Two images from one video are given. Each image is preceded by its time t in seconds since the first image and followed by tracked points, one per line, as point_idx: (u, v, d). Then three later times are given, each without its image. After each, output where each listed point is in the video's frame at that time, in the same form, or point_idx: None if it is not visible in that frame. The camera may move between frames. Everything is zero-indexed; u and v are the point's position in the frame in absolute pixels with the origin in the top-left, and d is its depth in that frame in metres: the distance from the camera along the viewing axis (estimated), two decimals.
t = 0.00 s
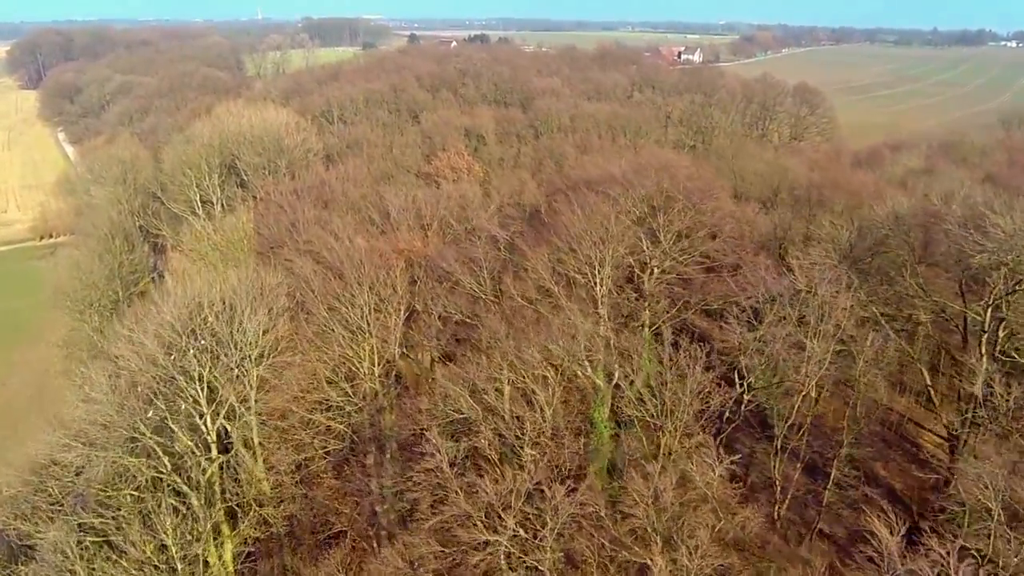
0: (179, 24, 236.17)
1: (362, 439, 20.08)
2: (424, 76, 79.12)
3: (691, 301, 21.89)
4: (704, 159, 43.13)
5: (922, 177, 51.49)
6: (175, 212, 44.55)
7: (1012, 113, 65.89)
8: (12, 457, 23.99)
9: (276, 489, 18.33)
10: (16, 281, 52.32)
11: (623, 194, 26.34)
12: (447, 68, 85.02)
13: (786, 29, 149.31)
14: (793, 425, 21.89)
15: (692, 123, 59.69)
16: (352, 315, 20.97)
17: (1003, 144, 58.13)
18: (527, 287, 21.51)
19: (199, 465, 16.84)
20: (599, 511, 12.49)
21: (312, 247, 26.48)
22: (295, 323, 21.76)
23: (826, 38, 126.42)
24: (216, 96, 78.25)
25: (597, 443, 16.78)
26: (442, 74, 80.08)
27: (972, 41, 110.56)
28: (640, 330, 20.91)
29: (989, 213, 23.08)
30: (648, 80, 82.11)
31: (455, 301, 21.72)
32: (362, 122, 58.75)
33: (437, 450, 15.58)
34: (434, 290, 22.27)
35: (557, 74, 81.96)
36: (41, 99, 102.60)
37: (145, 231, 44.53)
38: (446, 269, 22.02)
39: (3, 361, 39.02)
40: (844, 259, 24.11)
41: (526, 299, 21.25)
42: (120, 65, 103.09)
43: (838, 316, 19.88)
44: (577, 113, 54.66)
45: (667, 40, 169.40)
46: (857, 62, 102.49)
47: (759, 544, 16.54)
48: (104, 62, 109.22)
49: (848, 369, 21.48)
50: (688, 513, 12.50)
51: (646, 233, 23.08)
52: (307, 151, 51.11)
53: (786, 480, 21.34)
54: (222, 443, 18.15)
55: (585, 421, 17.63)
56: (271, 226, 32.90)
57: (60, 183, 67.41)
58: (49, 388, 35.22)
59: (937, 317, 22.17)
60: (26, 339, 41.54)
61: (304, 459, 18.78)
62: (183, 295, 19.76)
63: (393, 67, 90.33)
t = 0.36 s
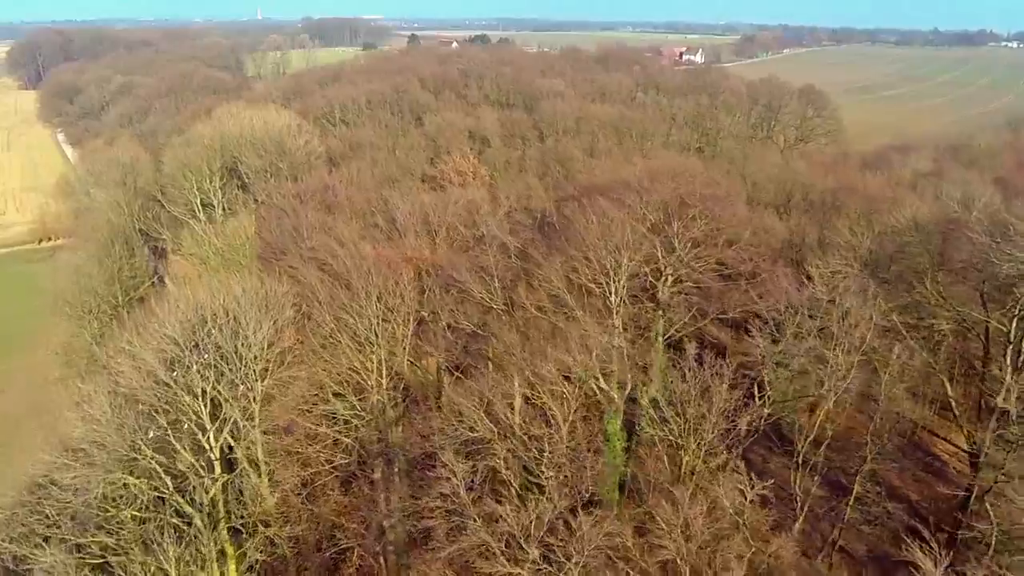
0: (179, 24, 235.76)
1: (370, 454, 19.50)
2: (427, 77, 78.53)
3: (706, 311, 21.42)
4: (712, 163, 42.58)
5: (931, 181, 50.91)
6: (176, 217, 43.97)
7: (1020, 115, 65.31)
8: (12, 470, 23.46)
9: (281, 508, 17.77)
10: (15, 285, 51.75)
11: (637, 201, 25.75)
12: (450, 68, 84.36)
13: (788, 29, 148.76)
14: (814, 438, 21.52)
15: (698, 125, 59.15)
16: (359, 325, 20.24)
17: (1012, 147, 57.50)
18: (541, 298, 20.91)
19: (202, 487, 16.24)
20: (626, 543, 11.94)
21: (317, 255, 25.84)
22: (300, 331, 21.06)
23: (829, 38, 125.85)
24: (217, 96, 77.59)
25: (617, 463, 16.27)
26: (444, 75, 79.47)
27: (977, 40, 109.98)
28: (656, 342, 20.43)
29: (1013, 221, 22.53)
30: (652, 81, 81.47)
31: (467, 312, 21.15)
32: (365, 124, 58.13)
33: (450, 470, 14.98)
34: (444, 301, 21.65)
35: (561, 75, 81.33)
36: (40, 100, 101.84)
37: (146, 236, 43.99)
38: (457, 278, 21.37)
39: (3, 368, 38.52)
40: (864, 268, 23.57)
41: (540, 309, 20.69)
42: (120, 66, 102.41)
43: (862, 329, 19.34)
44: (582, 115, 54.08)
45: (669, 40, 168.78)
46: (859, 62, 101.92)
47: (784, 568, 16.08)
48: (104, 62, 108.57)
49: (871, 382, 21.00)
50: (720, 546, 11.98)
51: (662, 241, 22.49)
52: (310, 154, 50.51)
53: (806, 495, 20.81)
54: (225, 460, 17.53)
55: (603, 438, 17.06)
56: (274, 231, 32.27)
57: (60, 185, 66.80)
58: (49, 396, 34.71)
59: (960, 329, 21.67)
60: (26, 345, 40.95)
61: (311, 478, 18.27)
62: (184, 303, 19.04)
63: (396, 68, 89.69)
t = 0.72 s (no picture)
0: (179, 24, 234.93)
1: (381, 470, 18.99)
2: (429, 78, 77.91)
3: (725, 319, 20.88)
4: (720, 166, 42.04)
5: (940, 183, 50.31)
6: (177, 220, 43.38)
7: None
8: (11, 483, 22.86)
9: (290, 527, 17.16)
10: (12, 288, 51.01)
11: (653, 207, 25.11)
12: (453, 69, 83.54)
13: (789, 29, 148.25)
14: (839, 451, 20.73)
15: (704, 126, 58.58)
16: (368, 336, 19.55)
17: (1021, 149, 56.93)
18: (557, 308, 20.31)
19: (208, 508, 15.67)
20: None
21: (322, 261, 25.16)
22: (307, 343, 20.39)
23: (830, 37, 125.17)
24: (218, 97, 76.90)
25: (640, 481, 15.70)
26: (447, 75, 78.88)
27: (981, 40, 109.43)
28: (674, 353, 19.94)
29: None
30: (656, 82, 80.78)
31: (480, 321, 20.54)
32: (368, 126, 57.46)
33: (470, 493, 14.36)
34: (456, 310, 21.00)
35: (564, 75, 80.61)
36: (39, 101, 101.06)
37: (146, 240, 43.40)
38: (470, 288, 20.69)
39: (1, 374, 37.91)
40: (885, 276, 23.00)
41: (555, 320, 20.09)
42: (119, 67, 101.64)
43: (889, 342, 18.77)
44: (587, 117, 53.42)
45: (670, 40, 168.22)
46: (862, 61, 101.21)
47: None
48: (104, 62, 107.81)
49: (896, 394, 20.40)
50: None
51: (680, 249, 21.86)
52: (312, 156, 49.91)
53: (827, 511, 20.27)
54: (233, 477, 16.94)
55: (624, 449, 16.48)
56: (277, 236, 31.55)
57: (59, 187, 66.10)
58: (49, 404, 34.13)
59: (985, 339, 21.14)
60: (23, 351, 40.20)
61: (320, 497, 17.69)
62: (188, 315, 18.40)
63: (398, 69, 88.94)
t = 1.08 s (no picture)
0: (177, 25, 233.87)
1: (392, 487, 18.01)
2: (432, 79, 77.23)
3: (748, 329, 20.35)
4: (731, 169, 41.56)
5: (951, 187, 49.85)
6: (178, 224, 42.81)
7: None
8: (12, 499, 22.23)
9: (300, 548, 16.44)
10: (11, 292, 50.27)
11: (670, 214, 24.52)
12: (455, 71, 82.94)
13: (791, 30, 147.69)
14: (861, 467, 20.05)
15: (711, 129, 58.03)
16: (380, 348, 18.81)
17: None
18: (576, 320, 19.72)
19: (215, 531, 14.97)
20: None
21: (331, 269, 24.52)
22: (316, 355, 19.65)
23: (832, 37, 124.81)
24: (218, 99, 76.18)
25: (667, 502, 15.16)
26: (449, 77, 78.31)
27: (984, 40, 108.85)
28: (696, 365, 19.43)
29: None
30: (660, 84, 80.15)
31: (496, 332, 19.92)
32: (371, 128, 56.85)
33: (495, 519, 13.74)
34: (472, 320, 20.37)
35: (568, 77, 80.02)
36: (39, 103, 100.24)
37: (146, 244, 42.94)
38: (486, 298, 20.09)
39: None
40: (910, 283, 22.44)
41: (575, 330, 19.46)
42: (118, 68, 100.82)
43: (921, 354, 18.18)
44: (593, 119, 52.85)
45: (671, 41, 167.72)
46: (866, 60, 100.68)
47: None
48: (103, 64, 106.93)
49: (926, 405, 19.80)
50: None
51: (702, 257, 21.22)
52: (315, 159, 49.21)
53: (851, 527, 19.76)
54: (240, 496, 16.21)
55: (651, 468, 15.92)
56: (283, 242, 30.95)
57: (58, 190, 65.37)
58: (49, 413, 33.59)
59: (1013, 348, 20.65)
60: (22, 358, 39.49)
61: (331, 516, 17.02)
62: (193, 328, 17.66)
63: (400, 70, 88.35)
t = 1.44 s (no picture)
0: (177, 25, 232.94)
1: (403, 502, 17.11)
2: (435, 80, 76.61)
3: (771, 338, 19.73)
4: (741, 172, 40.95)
5: (962, 189, 49.20)
6: (180, 227, 42.51)
7: None
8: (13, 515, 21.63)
9: (311, 571, 15.78)
10: (8, 296, 49.49)
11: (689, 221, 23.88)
12: (458, 71, 82.17)
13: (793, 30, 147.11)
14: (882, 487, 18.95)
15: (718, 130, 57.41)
16: (392, 359, 18.05)
17: None
18: (596, 331, 19.06)
19: (222, 557, 14.30)
20: None
21: (339, 276, 23.85)
22: (327, 366, 18.92)
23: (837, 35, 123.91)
24: (219, 100, 75.55)
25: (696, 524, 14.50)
26: (453, 77, 77.74)
27: (988, 39, 108.17)
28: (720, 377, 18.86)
29: None
30: (666, 84, 79.42)
31: (513, 342, 19.26)
32: (375, 129, 56.16)
33: (520, 545, 13.08)
34: (487, 329, 19.72)
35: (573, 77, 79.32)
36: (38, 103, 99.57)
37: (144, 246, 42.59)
38: (502, 306, 19.43)
39: None
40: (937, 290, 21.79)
41: (595, 340, 18.80)
42: (118, 68, 100.16)
43: (954, 365, 17.53)
44: (601, 120, 52.15)
45: (672, 41, 167.10)
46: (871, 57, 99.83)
47: None
48: (103, 64, 106.22)
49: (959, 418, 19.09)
50: None
51: (725, 265, 20.54)
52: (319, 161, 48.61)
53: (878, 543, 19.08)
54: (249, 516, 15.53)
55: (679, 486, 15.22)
56: (288, 247, 30.36)
57: (58, 192, 64.72)
58: (49, 420, 33.02)
59: None
60: (21, 366, 38.79)
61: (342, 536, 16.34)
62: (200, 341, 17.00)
63: (403, 70, 87.61)
